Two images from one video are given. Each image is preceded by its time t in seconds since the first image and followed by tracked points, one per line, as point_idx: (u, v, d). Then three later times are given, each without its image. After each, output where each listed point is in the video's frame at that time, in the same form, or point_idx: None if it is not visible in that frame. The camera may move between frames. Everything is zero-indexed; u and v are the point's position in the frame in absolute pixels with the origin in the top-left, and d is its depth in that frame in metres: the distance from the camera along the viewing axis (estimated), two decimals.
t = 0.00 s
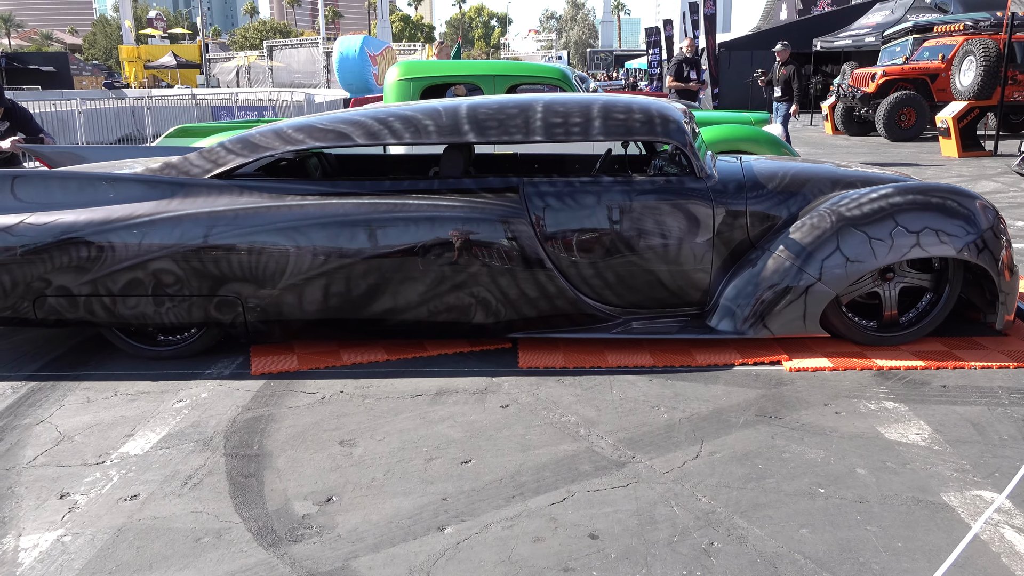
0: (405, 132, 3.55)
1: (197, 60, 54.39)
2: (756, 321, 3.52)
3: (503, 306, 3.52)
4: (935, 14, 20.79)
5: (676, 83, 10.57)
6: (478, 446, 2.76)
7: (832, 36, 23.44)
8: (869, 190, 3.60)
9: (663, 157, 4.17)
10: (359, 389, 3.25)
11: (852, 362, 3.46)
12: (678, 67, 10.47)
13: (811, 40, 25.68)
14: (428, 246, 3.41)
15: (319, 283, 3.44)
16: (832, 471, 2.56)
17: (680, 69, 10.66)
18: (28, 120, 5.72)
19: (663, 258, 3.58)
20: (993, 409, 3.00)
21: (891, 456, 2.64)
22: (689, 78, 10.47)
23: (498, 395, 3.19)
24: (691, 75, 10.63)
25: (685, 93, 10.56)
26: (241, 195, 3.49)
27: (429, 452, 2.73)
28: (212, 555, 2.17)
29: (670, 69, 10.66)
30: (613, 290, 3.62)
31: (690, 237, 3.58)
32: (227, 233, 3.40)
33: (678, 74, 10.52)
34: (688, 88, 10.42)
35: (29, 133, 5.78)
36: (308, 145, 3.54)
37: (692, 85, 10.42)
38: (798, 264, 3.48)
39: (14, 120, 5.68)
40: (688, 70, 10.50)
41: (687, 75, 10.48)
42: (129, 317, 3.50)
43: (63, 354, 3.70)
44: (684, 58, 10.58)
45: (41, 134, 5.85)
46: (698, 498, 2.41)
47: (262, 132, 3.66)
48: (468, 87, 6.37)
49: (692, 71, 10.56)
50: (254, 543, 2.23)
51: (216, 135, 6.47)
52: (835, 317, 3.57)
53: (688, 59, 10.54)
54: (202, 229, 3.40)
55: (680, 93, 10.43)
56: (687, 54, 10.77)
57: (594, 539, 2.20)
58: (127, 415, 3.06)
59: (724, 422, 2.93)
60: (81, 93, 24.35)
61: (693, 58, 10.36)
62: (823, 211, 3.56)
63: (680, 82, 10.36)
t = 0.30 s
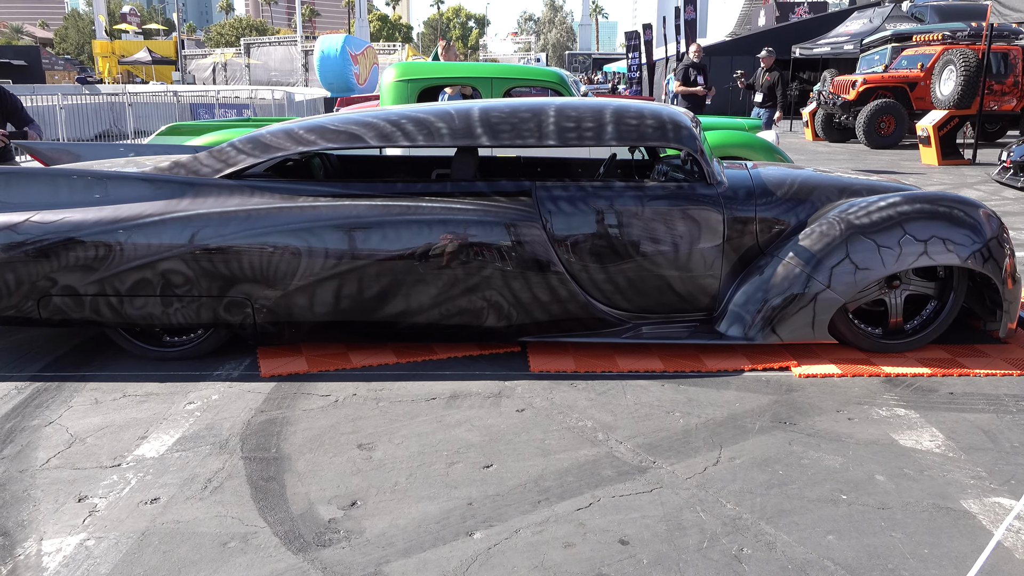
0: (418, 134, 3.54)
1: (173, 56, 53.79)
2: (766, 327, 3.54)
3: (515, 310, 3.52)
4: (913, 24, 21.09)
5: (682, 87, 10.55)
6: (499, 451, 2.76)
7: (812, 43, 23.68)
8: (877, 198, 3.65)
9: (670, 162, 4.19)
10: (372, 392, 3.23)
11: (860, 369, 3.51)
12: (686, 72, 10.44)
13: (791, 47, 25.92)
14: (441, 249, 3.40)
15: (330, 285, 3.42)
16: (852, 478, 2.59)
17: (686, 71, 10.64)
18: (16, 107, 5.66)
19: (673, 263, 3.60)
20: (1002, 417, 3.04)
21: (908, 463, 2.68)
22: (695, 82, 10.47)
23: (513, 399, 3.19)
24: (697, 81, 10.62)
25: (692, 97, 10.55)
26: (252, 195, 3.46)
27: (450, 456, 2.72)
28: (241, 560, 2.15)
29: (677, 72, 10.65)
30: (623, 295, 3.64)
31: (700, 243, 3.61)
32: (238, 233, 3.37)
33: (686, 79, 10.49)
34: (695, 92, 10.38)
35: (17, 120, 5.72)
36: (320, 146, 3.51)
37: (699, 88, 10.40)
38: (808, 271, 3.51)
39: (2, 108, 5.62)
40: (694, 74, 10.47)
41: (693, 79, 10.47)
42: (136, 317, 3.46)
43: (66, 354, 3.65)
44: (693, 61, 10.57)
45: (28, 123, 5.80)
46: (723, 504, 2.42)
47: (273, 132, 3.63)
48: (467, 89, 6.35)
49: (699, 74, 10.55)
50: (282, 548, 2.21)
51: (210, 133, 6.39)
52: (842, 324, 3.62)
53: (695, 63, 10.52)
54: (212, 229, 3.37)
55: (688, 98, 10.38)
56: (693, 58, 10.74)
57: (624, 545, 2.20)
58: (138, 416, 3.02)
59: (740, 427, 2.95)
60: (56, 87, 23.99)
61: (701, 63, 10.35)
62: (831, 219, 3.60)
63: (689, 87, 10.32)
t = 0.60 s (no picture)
0: (431, 141, 3.54)
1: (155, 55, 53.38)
2: (774, 338, 3.57)
3: (526, 317, 3.52)
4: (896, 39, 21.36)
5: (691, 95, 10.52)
6: (517, 459, 2.76)
7: (796, 55, 23.92)
8: (884, 212, 3.70)
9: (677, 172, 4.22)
10: (385, 398, 3.23)
11: (866, 381, 3.54)
12: (696, 79, 10.43)
13: (775, 59, 26.17)
14: (455, 256, 3.40)
15: (342, 290, 3.41)
16: (869, 488, 2.62)
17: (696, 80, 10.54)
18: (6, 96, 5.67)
19: (683, 273, 3.63)
20: (1008, 429, 3.09)
21: (922, 474, 2.71)
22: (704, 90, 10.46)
23: (526, 406, 3.20)
24: (706, 89, 10.62)
25: (702, 106, 10.45)
26: (264, 199, 3.45)
27: (469, 463, 2.72)
28: (269, 567, 2.14)
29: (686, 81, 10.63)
30: (633, 304, 3.66)
31: (710, 253, 3.64)
32: (251, 236, 3.35)
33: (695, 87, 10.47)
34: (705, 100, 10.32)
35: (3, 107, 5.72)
36: (333, 150, 3.51)
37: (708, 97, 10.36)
38: (816, 283, 3.55)
39: None
40: (704, 82, 10.44)
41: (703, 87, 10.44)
42: (144, 320, 3.43)
43: (70, 357, 3.61)
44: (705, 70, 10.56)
45: (14, 108, 5.81)
46: (744, 513, 2.44)
47: (285, 136, 3.61)
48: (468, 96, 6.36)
49: (709, 83, 10.55)
50: (309, 554, 2.20)
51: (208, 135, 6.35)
52: (848, 336, 3.65)
53: (705, 72, 10.52)
54: (224, 232, 3.35)
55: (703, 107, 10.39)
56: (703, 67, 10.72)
57: (651, 554, 2.21)
58: (150, 420, 2.99)
59: (754, 437, 2.98)
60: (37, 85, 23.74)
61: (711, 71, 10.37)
62: (839, 231, 3.64)
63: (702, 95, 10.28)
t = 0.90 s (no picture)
0: (447, 146, 3.57)
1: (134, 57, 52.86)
2: (782, 344, 3.63)
3: (540, 322, 3.56)
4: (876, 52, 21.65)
5: (697, 108, 10.52)
6: (539, 462, 2.78)
7: (777, 66, 24.17)
8: (889, 222, 3.78)
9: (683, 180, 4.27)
10: (402, 401, 3.24)
11: (872, 386, 3.61)
12: (701, 93, 10.47)
13: (756, 69, 26.42)
14: (470, 260, 3.43)
15: (358, 293, 3.42)
16: (885, 491, 2.67)
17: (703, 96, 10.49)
18: None
19: (693, 280, 3.68)
20: (1013, 434, 3.17)
21: (935, 478, 2.77)
22: (710, 103, 10.48)
23: (542, 410, 3.22)
24: (711, 101, 10.62)
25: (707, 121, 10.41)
26: (280, 201, 3.45)
27: (492, 466, 2.74)
28: (305, 568, 2.15)
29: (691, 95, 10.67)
30: (643, 309, 3.70)
31: (719, 260, 3.69)
32: (267, 238, 3.35)
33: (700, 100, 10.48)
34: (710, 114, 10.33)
35: None
36: (349, 154, 3.52)
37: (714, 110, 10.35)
38: (824, 290, 3.61)
39: None
40: (710, 95, 10.44)
41: (709, 100, 10.45)
42: (157, 321, 3.41)
43: (79, 358, 3.58)
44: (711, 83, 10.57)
45: None
46: (767, 515, 2.49)
47: (300, 139, 3.62)
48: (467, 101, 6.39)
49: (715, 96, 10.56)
50: (344, 555, 2.21)
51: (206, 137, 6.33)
52: (854, 342, 3.72)
53: (711, 84, 10.54)
54: (240, 234, 3.35)
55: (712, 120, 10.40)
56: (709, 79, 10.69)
57: (682, 555, 2.25)
58: (168, 421, 2.99)
59: (769, 441, 3.02)
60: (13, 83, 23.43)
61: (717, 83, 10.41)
62: (846, 240, 3.71)
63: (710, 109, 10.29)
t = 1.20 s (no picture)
0: (453, 149, 3.58)
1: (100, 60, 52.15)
2: (785, 341, 3.69)
3: (548, 322, 3.58)
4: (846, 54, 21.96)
5: (692, 112, 10.57)
6: (559, 461, 2.81)
7: (749, 66, 24.41)
8: (886, 220, 3.85)
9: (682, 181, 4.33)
10: (414, 404, 3.25)
11: (873, 382, 3.68)
12: (695, 95, 10.56)
13: (728, 70, 26.68)
14: (479, 262, 3.44)
15: (367, 296, 3.42)
16: (899, 484, 2.73)
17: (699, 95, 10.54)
18: None
19: (697, 279, 3.73)
20: (1013, 426, 3.25)
21: (945, 471, 2.84)
22: (705, 104, 10.52)
23: (555, 410, 3.25)
24: (706, 103, 10.70)
25: (704, 120, 10.45)
26: (288, 205, 3.44)
27: (512, 467, 2.76)
28: (341, 570, 2.15)
29: (689, 99, 10.74)
30: (649, 309, 3.75)
31: (722, 260, 3.75)
32: (276, 243, 3.34)
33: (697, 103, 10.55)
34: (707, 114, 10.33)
35: None
36: (356, 157, 3.52)
37: (709, 111, 10.40)
38: (825, 288, 3.68)
39: None
40: (705, 97, 10.51)
41: (704, 102, 10.51)
42: (165, 327, 3.39)
43: (84, 365, 3.55)
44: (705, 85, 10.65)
45: None
46: (788, 509, 2.53)
47: (306, 142, 3.62)
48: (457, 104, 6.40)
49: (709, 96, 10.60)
50: (378, 558, 2.22)
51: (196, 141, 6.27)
52: (854, 339, 3.78)
53: (704, 86, 10.61)
54: (249, 239, 3.34)
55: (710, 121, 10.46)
56: (703, 81, 10.81)
57: (710, 550, 2.29)
58: (182, 428, 2.97)
59: (781, 437, 3.08)
60: None
61: (711, 85, 10.49)
62: (845, 239, 3.78)
63: (707, 111, 10.36)
